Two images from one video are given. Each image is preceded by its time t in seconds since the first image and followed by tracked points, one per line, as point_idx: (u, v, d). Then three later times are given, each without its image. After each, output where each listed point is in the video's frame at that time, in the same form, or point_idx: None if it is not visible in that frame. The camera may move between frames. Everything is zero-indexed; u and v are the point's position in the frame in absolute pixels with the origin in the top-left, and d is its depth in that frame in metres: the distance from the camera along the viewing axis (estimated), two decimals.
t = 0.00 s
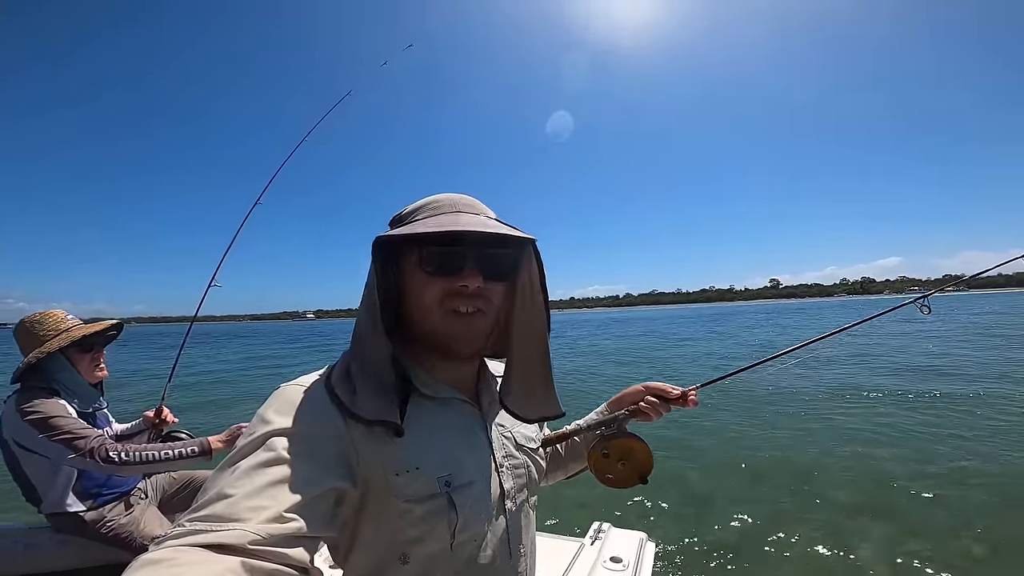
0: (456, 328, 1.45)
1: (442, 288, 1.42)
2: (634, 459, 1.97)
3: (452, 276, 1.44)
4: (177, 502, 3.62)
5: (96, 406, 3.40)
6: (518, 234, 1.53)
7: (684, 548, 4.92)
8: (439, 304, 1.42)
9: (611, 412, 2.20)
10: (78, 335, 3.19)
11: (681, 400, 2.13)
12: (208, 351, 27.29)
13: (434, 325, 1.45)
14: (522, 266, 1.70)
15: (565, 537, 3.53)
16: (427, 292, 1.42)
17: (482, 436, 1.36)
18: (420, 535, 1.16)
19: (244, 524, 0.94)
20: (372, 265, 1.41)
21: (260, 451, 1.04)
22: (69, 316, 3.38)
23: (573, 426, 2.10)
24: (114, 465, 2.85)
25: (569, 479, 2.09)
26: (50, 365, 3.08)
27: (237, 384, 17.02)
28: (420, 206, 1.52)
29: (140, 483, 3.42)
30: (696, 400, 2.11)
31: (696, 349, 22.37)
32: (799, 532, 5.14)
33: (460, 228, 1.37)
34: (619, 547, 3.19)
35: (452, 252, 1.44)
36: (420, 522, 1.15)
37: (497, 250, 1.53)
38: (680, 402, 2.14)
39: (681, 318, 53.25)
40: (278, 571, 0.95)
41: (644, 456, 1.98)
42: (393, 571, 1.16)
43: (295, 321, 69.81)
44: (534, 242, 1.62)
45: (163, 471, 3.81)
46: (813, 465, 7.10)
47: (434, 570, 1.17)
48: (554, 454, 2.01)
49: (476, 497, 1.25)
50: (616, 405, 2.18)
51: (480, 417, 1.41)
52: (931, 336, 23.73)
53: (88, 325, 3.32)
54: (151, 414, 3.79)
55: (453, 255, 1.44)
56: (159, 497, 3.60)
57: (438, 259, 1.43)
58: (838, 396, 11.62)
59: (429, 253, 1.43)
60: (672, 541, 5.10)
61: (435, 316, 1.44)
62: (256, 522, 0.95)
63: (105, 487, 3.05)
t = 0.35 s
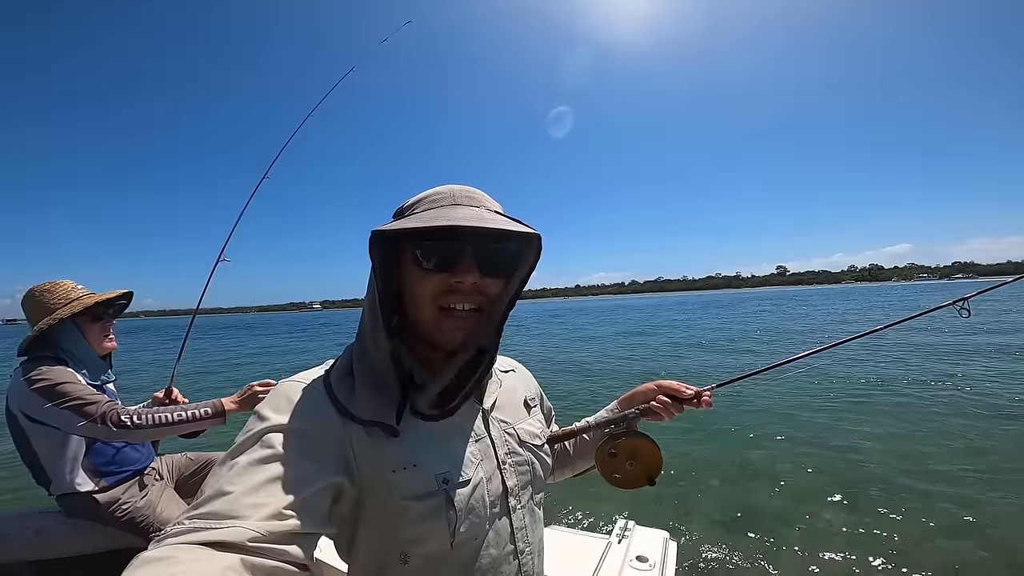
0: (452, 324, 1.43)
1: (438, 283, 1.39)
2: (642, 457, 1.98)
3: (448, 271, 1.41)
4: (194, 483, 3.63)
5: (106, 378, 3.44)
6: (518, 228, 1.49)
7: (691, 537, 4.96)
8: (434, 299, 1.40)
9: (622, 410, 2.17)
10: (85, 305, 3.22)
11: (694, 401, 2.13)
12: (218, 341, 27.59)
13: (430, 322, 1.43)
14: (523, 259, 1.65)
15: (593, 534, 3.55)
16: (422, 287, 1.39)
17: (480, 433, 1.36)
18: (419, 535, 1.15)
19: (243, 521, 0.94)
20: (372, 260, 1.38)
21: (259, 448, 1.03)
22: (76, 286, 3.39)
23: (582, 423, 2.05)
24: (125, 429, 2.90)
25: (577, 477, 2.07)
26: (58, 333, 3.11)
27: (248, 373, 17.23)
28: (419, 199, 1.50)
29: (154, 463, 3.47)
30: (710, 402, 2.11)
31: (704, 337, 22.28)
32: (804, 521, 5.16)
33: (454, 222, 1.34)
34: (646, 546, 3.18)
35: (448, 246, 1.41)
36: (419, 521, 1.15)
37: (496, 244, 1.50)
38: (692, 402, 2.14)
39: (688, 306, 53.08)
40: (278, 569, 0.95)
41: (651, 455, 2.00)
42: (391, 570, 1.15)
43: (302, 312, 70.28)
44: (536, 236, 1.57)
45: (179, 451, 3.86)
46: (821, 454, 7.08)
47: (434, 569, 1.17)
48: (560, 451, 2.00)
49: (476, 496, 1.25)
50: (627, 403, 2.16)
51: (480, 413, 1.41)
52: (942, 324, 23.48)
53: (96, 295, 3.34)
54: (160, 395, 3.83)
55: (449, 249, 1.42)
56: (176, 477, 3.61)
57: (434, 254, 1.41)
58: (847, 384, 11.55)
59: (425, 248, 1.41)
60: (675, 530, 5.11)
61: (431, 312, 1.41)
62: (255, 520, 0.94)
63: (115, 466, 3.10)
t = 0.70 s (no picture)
0: (454, 322, 1.43)
1: (440, 282, 1.39)
2: (642, 455, 1.96)
3: (449, 270, 1.41)
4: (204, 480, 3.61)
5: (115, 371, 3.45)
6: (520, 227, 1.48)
7: (691, 537, 4.97)
8: (436, 298, 1.39)
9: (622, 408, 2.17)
10: (96, 298, 3.24)
11: (695, 399, 2.10)
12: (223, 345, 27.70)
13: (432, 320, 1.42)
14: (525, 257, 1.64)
15: (600, 536, 3.54)
16: (424, 286, 1.39)
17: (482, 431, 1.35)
18: (422, 533, 1.15)
19: (243, 521, 0.93)
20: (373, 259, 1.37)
21: (259, 448, 1.03)
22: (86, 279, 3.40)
23: (583, 422, 2.07)
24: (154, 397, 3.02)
25: (577, 475, 2.07)
26: (69, 326, 3.12)
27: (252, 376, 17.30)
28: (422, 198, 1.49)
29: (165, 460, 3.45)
30: (709, 398, 2.07)
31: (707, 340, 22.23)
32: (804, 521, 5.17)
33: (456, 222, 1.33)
34: (655, 548, 3.17)
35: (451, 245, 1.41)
36: (420, 519, 1.14)
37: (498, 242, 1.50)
38: (692, 400, 2.10)
39: (692, 309, 53.03)
40: (278, 569, 0.94)
41: (652, 454, 1.96)
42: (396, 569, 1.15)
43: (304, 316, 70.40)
44: (539, 235, 1.57)
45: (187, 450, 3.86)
46: (825, 456, 7.06)
47: (438, 568, 1.16)
48: (561, 450, 2.01)
49: (478, 493, 1.24)
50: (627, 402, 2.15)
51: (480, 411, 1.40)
52: (946, 326, 23.40)
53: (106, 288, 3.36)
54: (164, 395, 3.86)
55: (451, 248, 1.42)
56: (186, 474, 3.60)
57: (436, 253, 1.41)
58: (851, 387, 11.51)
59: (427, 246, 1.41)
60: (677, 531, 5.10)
61: (435, 311, 1.41)
62: (254, 519, 0.94)
63: (128, 462, 3.09)
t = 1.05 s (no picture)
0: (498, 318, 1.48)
1: (501, 282, 1.42)
2: (639, 450, 1.95)
3: (506, 270, 1.44)
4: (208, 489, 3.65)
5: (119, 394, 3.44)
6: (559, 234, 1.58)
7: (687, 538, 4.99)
8: (495, 296, 1.43)
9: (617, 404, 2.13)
10: (87, 320, 3.22)
11: (688, 393, 2.08)
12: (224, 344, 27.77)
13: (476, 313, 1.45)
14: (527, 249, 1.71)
15: (592, 530, 3.53)
16: (485, 286, 1.40)
17: (484, 427, 1.35)
18: (425, 531, 1.14)
19: (243, 522, 0.93)
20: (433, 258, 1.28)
21: (259, 448, 1.02)
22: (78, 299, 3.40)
23: (579, 417, 2.05)
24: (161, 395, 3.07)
25: (573, 470, 2.04)
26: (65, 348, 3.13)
27: (253, 376, 17.33)
28: (462, 189, 1.44)
29: (170, 470, 3.46)
30: (704, 392, 2.04)
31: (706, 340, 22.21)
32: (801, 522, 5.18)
33: (532, 230, 1.38)
34: (645, 540, 3.17)
35: (509, 246, 1.44)
36: (424, 518, 1.14)
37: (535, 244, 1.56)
38: (687, 394, 2.08)
39: (692, 309, 53.04)
40: (277, 570, 0.94)
41: (648, 449, 1.96)
42: (400, 568, 1.15)
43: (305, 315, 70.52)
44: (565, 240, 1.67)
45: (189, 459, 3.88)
46: (823, 458, 7.06)
47: (440, 566, 1.16)
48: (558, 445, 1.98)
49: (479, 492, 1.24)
50: (621, 397, 2.12)
51: (483, 408, 1.40)
52: (944, 328, 23.49)
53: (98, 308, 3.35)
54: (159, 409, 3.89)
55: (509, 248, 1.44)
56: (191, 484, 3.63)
57: (495, 253, 1.42)
58: (850, 388, 11.50)
59: (488, 245, 1.41)
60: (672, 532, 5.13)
61: (486, 307, 1.44)
62: (254, 521, 0.93)
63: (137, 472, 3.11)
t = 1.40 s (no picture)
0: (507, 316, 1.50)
1: (514, 281, 1.45)
2: (637, 449, 1.94)
3: (518, 269, 1.47)
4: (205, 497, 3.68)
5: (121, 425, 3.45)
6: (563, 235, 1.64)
7: (690, 550, 4.94)
8: (507, 295, 1.45)
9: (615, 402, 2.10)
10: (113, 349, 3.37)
11: (686, 392, 2.06)
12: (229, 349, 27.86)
13: (486, 310, 1.47)
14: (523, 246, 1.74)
15: (586, 532, 3.49)
16: (500, 285, 1.43)
17: (486, 427, 1.34)
18: (428, 531, 1.14)
19: (244, 523, 0.93)
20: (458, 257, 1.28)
21: (259, 448, 1.01)
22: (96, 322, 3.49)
23: (577, 415, 2.03)
24: (128, 456, 2.96)
25: (572, 469, 2.02)
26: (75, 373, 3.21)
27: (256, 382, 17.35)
28: (477, 188, 1.44)
29: (171, 479, 3.53)
30: (701, 392, 2.03)
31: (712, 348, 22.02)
32: (808, 533, 5.13)
33: (548, 232, 1.44)
34: (638, 539, 3.14)
35: (521, 245, 1.48)
36: (427, 517, 1.14)
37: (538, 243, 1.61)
38: (684, 393, 2.07)
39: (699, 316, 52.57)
40: (278, 570, 0.94)
41: (645, 448, 1.94)
42: (402, 567, 1.14)
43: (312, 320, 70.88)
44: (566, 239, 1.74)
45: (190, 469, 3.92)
46: (831, 469, 6.95)
47: (443, 566, 1.16)
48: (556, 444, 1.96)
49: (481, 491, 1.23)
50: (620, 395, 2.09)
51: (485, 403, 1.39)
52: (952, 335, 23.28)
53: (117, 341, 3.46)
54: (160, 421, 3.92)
55: (521, 248, 1.48)
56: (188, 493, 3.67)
57: (510, 252, 1.44)
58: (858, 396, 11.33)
59: (504, 245, 1.43)
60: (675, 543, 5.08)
61: (498, 305, 1.47)
62: (255, 522, 0.94)
63: (136, 482, 3.15)
